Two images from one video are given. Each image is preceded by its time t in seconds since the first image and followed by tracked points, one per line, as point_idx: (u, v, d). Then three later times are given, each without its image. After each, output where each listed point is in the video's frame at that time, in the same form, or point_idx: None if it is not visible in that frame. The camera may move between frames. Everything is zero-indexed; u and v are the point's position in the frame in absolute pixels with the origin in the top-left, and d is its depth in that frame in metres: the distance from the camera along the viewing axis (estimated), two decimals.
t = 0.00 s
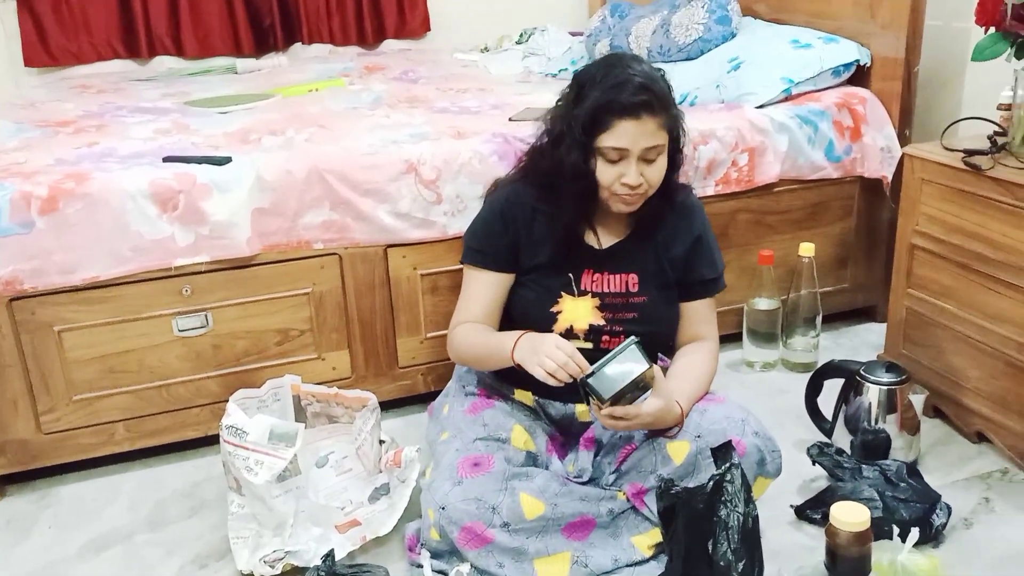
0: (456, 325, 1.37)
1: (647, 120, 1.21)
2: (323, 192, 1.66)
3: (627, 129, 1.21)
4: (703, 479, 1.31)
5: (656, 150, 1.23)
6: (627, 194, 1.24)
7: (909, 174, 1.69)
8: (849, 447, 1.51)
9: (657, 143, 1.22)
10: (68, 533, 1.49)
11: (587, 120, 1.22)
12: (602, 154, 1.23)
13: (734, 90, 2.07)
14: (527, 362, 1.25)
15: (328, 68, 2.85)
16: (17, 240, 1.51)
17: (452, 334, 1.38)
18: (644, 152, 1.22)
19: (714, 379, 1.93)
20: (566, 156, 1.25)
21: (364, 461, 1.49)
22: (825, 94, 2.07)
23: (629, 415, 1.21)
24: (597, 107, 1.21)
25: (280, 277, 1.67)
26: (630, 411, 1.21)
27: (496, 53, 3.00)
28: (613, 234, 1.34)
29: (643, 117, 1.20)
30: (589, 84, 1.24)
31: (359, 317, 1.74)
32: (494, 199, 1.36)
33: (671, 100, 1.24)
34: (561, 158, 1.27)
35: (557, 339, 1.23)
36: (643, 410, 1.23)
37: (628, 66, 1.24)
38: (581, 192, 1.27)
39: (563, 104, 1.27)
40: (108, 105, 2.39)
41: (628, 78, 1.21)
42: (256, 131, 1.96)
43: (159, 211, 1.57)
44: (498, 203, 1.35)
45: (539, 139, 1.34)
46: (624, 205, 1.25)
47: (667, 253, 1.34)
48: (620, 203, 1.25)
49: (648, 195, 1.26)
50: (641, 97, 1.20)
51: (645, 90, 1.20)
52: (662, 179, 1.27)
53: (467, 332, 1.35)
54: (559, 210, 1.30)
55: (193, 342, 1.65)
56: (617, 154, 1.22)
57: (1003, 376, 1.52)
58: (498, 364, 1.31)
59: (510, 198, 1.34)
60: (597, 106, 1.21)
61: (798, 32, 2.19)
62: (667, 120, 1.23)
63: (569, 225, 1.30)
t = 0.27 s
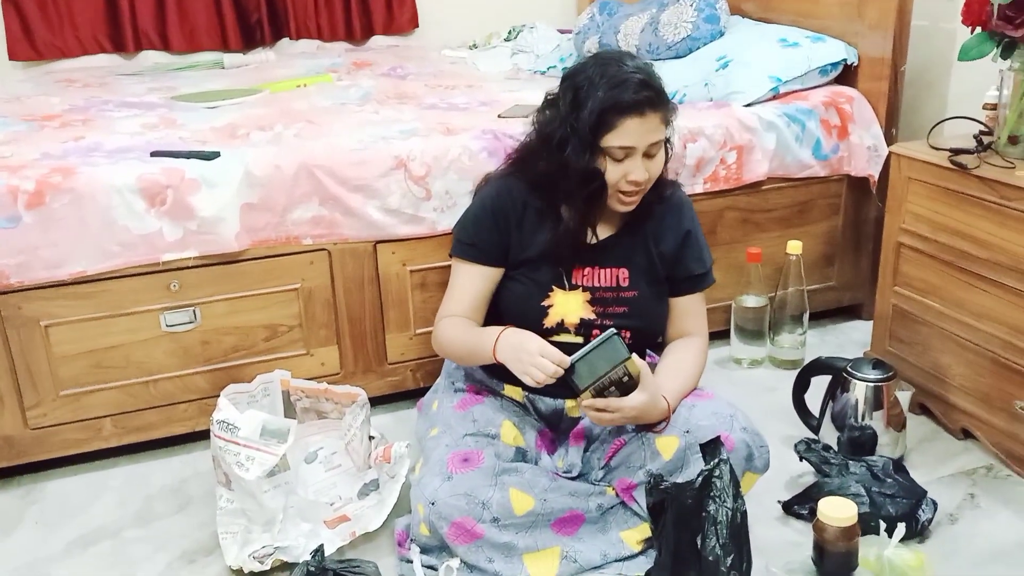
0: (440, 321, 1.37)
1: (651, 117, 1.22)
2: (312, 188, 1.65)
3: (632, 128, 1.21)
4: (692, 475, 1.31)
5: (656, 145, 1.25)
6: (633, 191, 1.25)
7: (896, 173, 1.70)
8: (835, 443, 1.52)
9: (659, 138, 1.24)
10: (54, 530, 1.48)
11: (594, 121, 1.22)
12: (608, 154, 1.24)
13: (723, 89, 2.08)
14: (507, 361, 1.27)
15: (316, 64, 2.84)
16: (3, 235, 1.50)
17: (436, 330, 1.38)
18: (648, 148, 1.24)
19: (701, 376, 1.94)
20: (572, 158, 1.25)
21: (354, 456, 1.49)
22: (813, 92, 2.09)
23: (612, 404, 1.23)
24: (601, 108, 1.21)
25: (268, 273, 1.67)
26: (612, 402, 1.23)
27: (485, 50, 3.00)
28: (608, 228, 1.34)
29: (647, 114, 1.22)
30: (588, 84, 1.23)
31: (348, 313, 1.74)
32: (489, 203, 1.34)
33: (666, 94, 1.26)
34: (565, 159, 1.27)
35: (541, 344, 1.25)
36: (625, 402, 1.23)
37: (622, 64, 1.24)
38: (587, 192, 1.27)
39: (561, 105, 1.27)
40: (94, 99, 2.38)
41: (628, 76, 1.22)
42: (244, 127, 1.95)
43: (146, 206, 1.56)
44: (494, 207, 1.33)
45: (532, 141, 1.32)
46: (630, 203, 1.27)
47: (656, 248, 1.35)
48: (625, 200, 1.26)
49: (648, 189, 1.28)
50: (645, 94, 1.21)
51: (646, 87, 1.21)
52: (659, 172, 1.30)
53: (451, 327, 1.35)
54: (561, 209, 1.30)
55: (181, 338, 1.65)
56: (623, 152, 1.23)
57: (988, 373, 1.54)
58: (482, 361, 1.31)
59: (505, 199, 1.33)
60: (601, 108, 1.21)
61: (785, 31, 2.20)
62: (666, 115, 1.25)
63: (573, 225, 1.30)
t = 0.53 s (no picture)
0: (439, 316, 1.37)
1: (654, 117, 1.22)
2: (310, 182, 1.65)
3: (636, 127, 1.21)
4: (686, 471, 1.32)
5: (659, 145, 1.25)
6: (633, 190, 1.26)
7: (893, 172, 1.71)
8: (830, 441, 1.53)
9: (661, 138, 1.24)
10: (50, 521, 1.48)
11: (596, 119, 1.21)
12: (610, 152, 1.24)
13: (721, 86, 2.08)
14: (503, 348, 1.27)
15: (314, 58, 2.84)
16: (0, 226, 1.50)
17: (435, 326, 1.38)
18: (650, 147, 1.24)
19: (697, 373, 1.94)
20: (574, 156, 1.24)
21: (349, 450, 1.49)
22: (811, 91, 2.09)
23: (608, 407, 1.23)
24: (605, 106, 1.21)
25: (265, 266, 1.67)
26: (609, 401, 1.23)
27: (484, 46, 3.00)
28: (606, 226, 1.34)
29: (650, 114, 1.21)
30: (593, 81, 1.23)
31: (345, 308, 1.74)
32: (490, 199, 1.33)
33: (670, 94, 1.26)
34: (566, 156, 1.26)
35: (536, 335, 1.24)
36: (622, 402, 1.24)
37: (627, 62, 1.24)
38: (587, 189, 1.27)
39: (564, 102, 1.26)
40: (92, 91, 2.37)
41: (632, 74, 1.21)
42: (242, 120, 1.95)
43: (144, 199, 1.56)
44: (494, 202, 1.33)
45: (533, 137, 1.32)
46: (629, 200, 1.27)
47: (655, 246, 1.35)
48: (625, 198, 1.27)
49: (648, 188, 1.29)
50: (649, 93, 1.20)
51: (651, 87, 1.21)
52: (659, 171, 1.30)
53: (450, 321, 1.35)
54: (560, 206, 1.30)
55: (178, 331, 1.65)
56: (625, 151, 1.23)
57: (983, 372, 1.55)
58: (483, 351, 1.32)
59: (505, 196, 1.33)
60: (604, 105, 1.21)
61: (784, 29, 2.20)
62: (669, 115, 1.24)
63: (573, 223, 1.30)
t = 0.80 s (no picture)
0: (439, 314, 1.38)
1: (654, 125, 1.21)
2: (313, 183, 1.66)
3: (634, 133, 1.21)
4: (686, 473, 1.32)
5: (659, 153, 1.24)
6: (630, 196, 1.25)
7: (894, 175, 1.71)
8: (831, 444, 1.53)
9: (661, 146, 1.23)
10: (52, 520, 1.49)
11: (595, 122, 1.22)
12: (607, 156, 1.24)
13: (724, 89, 2.09)
14: (504, 342, 1.27)
15: (317, 59, 2.84)
16: (4, 226, 1.51)
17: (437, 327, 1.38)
18: (648, 155, 1.23)
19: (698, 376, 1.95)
20: (572, 157, 1.25)
21: (352, 451, 1.49)
22: (813, 94, 2.09)
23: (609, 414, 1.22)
24: (604, 110, 1.21)
25: (268, 267, 1.67)
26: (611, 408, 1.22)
27: (486, 48, 3.00)
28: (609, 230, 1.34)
29: (650, 121, 1.21)
30: (596, 85, 1.23)
31: (347, 308, 1.75)
32: (492, 198, 1.35)
33: (675, 103, 1.25)
34: (566, 158, 1.27)
35: (536, 330, 1.24)
36: (624, 408, 1.23)
37: (632, 68, 1.24)
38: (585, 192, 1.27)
39: (568, 103, 1.27)
40: (95, 92, 2.38)
41: (635, 81, 1.21)
42: (245, 121, 1.96)
43: (147, 199, 1.57)
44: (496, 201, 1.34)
45: (538, 137, 1.33)
46: (625, 206, 1.27)
47: (658, 249, 1.35)
48: (623, 204, 1.27)
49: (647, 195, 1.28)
50: (649, 101, 1.20)
51: (652, 94, 1.20)
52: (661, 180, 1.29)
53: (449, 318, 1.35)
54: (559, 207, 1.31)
55: (180, 331, 1.65)
56: (623, 156, 1.23)
57: (984, 376, 1.55)
58: (485, 345, 1.32)
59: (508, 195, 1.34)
60: (604, 110, 1.21)
61: (787, 32, 2.20)
62: (670, 124, 1.24)
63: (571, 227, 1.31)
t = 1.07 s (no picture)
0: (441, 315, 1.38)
1: (642, 134, 1.20)
2: (316, 186, 1.66)
3: (622, 140, 1.20)
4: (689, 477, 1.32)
5: (650, 163, 1.23)
6: (617, 204, 1.24)
7: (898, 178, 1.71)
8: (835, 447, 1.53)
9: (651, 156, 1.21)
10: (56, 523, 1.49)
11: (584, 127, 1.22)
12: (597, 161, 1.23)
13: (727, 92, 2.09)
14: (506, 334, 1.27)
15: (321, 63, 2.85)
16: (9, 229, 1.51)
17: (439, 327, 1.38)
18: (637, 164, 1.22)
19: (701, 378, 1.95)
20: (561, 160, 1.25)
21: (355, 454, 1.49)
22: (816, 97, 2.09)
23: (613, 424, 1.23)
24: (594, 114, 1.21)
25: (271, 270, 1.68)
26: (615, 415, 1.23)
27: (490, 51, 3.00)
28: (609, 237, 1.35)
29: (638, 130, 1.20)
30: (592, 89, 1.23)
31: (350, 311, 1.75)
32: (493, 197, 1.36)
33: (671, 113, 1.23)
34: (558, 160, 1.27)
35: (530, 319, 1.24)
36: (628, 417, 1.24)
37: (630, 74, 1.23)
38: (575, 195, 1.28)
39: (565, 106, 1.27)
40: (100, 96, 2.39)
41: (628, 88, 1.20)
42: (250, 124, 1.97)
43: (152, 202, 1.57)
44: (494, 203, 1.35)
45: (540, 139, 1.33)
46: (613, 213, 1.26)
47: (662, 253, 1.36)
48: (611, 210, 1.26)
49: (638, 205, 1.26)
50: (639, 110, 1.19)
51: (643, 102, 1.19)
52: (655, 190, 1.27)
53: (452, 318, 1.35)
54: (553, 210, 1.31)
55: (184, 334, 1.66)
56: (610, 163, 1.22)
57: (987, 379, 1.54)
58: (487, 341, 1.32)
59: (507, 197, 1.34)
60: (594, 113, 1.21)
61: (790, 35, 2.21)
62: (663, 134, 1.22)
63: (566, 229, 1.31)
